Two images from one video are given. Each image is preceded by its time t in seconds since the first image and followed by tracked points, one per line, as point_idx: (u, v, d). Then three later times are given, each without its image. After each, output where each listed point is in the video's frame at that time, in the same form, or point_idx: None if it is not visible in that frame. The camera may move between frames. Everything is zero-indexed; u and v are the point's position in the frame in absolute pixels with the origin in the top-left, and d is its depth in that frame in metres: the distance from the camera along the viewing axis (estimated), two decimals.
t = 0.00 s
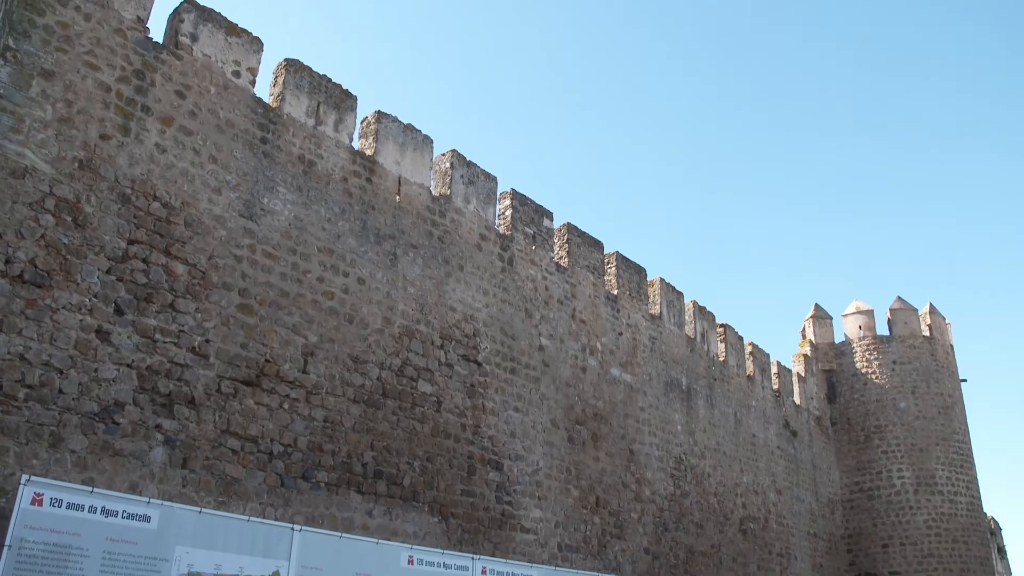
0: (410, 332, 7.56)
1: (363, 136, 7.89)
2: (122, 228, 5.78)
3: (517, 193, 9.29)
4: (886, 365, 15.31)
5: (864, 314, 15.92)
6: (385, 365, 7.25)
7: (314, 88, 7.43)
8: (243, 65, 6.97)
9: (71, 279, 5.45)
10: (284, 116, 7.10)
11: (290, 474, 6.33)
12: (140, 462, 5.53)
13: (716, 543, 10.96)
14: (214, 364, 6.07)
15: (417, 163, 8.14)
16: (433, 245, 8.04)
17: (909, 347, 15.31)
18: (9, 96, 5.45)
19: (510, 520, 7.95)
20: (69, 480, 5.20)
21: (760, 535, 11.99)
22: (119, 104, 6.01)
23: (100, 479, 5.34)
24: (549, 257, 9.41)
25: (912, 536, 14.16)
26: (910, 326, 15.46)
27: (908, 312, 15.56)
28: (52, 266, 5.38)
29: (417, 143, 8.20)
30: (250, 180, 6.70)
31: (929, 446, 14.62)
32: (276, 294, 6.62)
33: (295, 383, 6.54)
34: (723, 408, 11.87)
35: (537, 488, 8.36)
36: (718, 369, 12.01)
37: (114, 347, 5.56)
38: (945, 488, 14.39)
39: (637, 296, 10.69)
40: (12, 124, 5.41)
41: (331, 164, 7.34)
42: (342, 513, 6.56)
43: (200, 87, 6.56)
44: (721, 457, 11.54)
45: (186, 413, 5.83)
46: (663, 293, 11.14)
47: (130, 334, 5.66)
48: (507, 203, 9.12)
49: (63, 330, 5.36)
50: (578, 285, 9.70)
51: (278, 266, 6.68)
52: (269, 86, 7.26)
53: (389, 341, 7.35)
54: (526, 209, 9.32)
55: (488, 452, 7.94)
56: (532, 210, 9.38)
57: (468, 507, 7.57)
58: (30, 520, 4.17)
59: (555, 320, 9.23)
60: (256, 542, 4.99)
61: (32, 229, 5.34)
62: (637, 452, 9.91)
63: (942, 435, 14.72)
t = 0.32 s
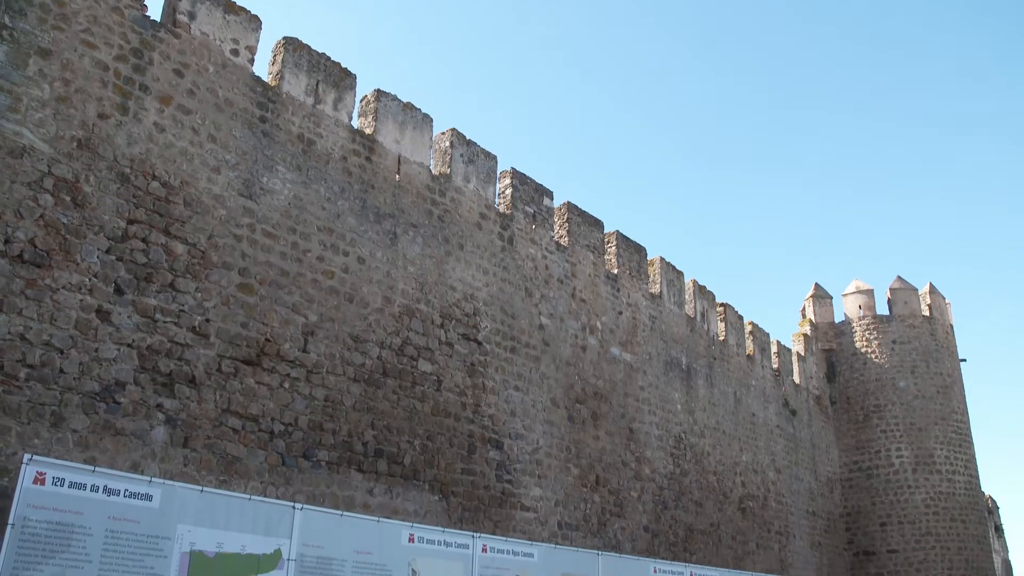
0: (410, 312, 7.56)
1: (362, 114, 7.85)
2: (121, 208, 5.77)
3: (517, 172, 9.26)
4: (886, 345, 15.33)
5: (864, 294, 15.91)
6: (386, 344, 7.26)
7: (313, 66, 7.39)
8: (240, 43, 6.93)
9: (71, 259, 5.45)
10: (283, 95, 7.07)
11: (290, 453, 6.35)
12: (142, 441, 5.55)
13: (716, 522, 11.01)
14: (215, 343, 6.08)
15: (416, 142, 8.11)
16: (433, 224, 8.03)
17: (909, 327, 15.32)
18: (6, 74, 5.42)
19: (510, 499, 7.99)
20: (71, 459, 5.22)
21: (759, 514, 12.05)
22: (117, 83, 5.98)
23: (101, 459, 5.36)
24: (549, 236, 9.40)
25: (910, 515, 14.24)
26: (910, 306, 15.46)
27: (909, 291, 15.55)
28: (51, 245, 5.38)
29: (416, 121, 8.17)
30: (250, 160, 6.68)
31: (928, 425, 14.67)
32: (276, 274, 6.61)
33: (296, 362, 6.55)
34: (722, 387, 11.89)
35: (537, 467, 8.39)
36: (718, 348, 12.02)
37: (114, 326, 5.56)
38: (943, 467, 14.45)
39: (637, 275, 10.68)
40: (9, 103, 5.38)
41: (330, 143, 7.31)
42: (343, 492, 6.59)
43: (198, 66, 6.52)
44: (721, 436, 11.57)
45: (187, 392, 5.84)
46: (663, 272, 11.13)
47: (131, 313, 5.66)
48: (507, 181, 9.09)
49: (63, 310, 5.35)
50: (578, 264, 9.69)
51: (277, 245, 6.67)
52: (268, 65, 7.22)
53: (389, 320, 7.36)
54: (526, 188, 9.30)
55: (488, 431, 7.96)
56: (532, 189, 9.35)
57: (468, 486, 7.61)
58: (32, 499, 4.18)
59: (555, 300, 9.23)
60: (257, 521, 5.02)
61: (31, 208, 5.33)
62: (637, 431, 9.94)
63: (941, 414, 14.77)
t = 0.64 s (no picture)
0: (410, 290, 7.56)
1: (362, 93, 7.82)
2: (120, 187, 5.75)
3: (517, 150, 9.23)
4: (885, 324, 15.34)
5: (864, 273, 15.90)
6: (386, 323, 7.26)
7: (312, 44, 7.34)
8: (238, 21, 6.88)
9: (70, 238, 5.44)
10: (282, 73, 7.03)
11: (291, 432, 6.37)
12: (143, 420, 5.56)
13: (715, 499, 11.07)
14: (215, 322, 6.08)
15: (416, 120, 8.08)
16: (433, 203, 8.02)
17: (908, 306, 15.33)
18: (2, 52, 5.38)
19: (510, 476, 8.02)
20: (73, 438, 5.23)
21: (758, 492, 12.11)
22: (115, 61, 5.94)
23: (103, 438, 5.37)
24: (549, 214, 9.38)
25: (908, 492, 14.31)
26: (910, 285, 15.46)
27: (909, 270, 15.54)
28: (51, 224, 5.36)
29: (416, 99, 8.13)
30: (249, 138, 6.65)
31: (927, 403, 14.71)
32: (276, 252, 6.61)
33: (296, 341, 6.55)
34: (722, 365, 11.92)
35: (537, 445, 8.42)
36: (717, 326, 12.03)
37: (115, 305, 5.56)
38: (941, 445, 14.51)
39: (637, 253, 10.67)
40: (6, 81, 5.35)
41: (329, 120, 7.28)
42: (344, 470, 6.62)
43: (196, 44, 6.48)
44: (720, 414, 11.61)
45: (188, 371, 5.85)
46: (663, 250, 11.11)
47: (131, 292, 5.65)
48: (507, 159, 9.07)
49: (64, 289, 5.35)
50: (578, 242, 9.68)
51: (277, 224, 6.66)
52: (266, 43, 7.16)
53: (389, 298, 7.36)
54: (526, 166, 9.27)
55: (489, 410, 7.98)
56: (532, 166, 9.32)
57: (469, 463, 7.64)
58: (34, 477, 4.19)
59: (555, 278, 9.23)
60: (259, 499, 5.04)
61: (30, 187, 5.31)
62: (637, 409, 9.97)
63: (940, 392, 14.82)
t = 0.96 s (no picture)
0: (410, 268, 7.55)
1: (361, 69, 7.77)
2: (119, 165, 5.73)
3: (517, 127, 9.19)
4: (885, 302, 15.33)
5: (864, 251, 15.87)
6: (386, 300, 7.26)
7: (310, 20, 7.29)
8: None
9: (69, 216, 5.42)
10: (280, 50, 6.99)
11: (292, 409, 6.38)
12: (144, 397, 5.58)
13: (714, 477, 11.12)
14: (215, 300, 6.08)
15: (415, 97, 8.04)
16: (432, 180, 7.99)
17: (909, 285, 15.32)
18: None
19: (510, 454, 8.05)
20: (74, 416, 5.25)
21: (758, 469, 12.16)
22: (112, 38, 5.91)
23: (104, 416, 5.39)
24: (549, 192, 9.35)
25: (906, 470, 14.38)
26: (910, 263, 15.44)
27: (909, 249, 15.52)
28: (50, 203, 5.35)
29: (415, 76, 8.08)
30: (247, 115, 6.62)
31: (926, 381, 14.75)
32: (275, 230, 6.60)
33: (296, 319, 6.55)
34: (722, 343, 11.93)
35: (537, 422, 8.44)
36: (717, 304, 12.03)
37: (115, 284, 5.56)
38: (940, 423, 14.57)
39: (637, 231, 10.65)
40: (2, 59, 5.32)
41: (328, 98, 7.25)
42: (344, 447, 6.64)
43: (194, 20, 6.44)
44: (720, 392, 11.64)
45: (188, 349, 5.86)
46: (663, 228, 11.09)
47: (130, 271, 5.65)
48: (507, 137, 9.03)
49: (63, 268, 5.34)
50: (578, 220, 9.67)
51: (276, 202, 6.64)
52: (264, 19, 7.10)
53: (389, 276, 7.35)
54: (526, 143, 9.23)
55: (489, 387, 8.00)
56: (532, 144, 9.29)
57: (469, 441, 7.67)
58: (36, 455, 4.21)
59: (555, 256, 9.22)
60: (260, 476, 5.06)
61: (28, 165, 5.30)
62: (637, 386, 10.00)
63: (939, 370, 14.85)
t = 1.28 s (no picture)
0: (410, 246, 7.54)
1: (359, 46, 7.72)
2: (117, 143, 5.70)
3: (517, 104, 9.14)
4: (885, 280, 15.33)
5: (864, 229, 15.84)
6: (386, 278, 7.26)
7: None
8: None
9: (68, 194, 5.41)
10: (278, 26, 6.94)
11: (293, 387, 6.40)
12: (145, 375, 5.59)
13: (714, 454, 11.16)
14: (215, 278, 6.07)
15: (415, 74, 7.99)
16: (432, 157, 7.97)
17: (909, 263, 15.31)
18: None
19: (511, 431, 8.08)
20: (75, 394, 5.26)
21: (757, 446, 12.21)
22: (109, 14, 5.86)
23: (105, 393, 5.40)
24: (549, 169, 9.32)
25: (905, 448, 14.43)
26: (910, 241, 15.42)
27: (909, 227, 15.50)
28: (48, 180, 5.33)
29: (414, 53, 8.04)
30: (246, 93, 6.59)
31: (926, 359, 14.79)
32: (275, 208, 6.58)
33: (296, 297, 6.55)
34: (722, 321, 11.94)
35: (537, 399, 8.46)
36: (717, 281, 12.03)
37: (114, 262, 5.55)
38: (939, 400, 14.62)
39: (637, 208, 10.63)
40: None
41: (327, 75, 7.21)
42: (345, 425, 6.66)
43: None
44: (720, 369, 11.66)
45: (188, 327, 5.86)
46: (663, 205, 11.07)
47: (130, 249, 5.64)
48: (506, 114, 8.99)
49: (63, 246, 5.33)
50: (578, 197, 9.65)
51: (276, 179, 6.62)
52: None
53: (390, 254, 7.34)
54: (526, 121, 9.19)
55: (489, 364, 8.02)
56: (532, 120, 9.25)
57: (470, 418, 7.69)
58: (36, 433, 4.22)
59: (555, 234, 9.21)
60: (261, 453, 5.07)
61: (26, 143, 5.27)
62: (637, 364, 10.02)
63: (938, 349, 14.88)
